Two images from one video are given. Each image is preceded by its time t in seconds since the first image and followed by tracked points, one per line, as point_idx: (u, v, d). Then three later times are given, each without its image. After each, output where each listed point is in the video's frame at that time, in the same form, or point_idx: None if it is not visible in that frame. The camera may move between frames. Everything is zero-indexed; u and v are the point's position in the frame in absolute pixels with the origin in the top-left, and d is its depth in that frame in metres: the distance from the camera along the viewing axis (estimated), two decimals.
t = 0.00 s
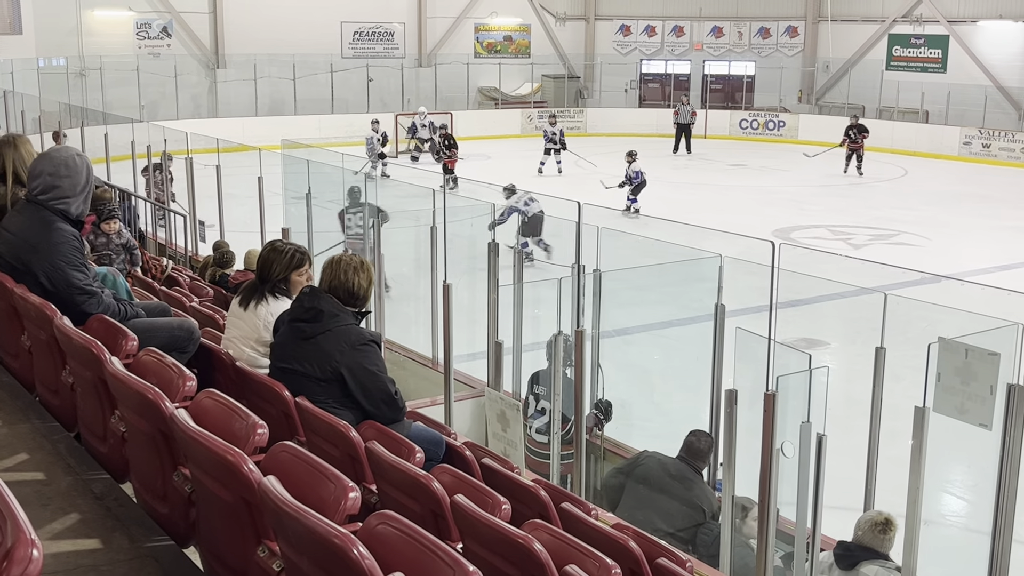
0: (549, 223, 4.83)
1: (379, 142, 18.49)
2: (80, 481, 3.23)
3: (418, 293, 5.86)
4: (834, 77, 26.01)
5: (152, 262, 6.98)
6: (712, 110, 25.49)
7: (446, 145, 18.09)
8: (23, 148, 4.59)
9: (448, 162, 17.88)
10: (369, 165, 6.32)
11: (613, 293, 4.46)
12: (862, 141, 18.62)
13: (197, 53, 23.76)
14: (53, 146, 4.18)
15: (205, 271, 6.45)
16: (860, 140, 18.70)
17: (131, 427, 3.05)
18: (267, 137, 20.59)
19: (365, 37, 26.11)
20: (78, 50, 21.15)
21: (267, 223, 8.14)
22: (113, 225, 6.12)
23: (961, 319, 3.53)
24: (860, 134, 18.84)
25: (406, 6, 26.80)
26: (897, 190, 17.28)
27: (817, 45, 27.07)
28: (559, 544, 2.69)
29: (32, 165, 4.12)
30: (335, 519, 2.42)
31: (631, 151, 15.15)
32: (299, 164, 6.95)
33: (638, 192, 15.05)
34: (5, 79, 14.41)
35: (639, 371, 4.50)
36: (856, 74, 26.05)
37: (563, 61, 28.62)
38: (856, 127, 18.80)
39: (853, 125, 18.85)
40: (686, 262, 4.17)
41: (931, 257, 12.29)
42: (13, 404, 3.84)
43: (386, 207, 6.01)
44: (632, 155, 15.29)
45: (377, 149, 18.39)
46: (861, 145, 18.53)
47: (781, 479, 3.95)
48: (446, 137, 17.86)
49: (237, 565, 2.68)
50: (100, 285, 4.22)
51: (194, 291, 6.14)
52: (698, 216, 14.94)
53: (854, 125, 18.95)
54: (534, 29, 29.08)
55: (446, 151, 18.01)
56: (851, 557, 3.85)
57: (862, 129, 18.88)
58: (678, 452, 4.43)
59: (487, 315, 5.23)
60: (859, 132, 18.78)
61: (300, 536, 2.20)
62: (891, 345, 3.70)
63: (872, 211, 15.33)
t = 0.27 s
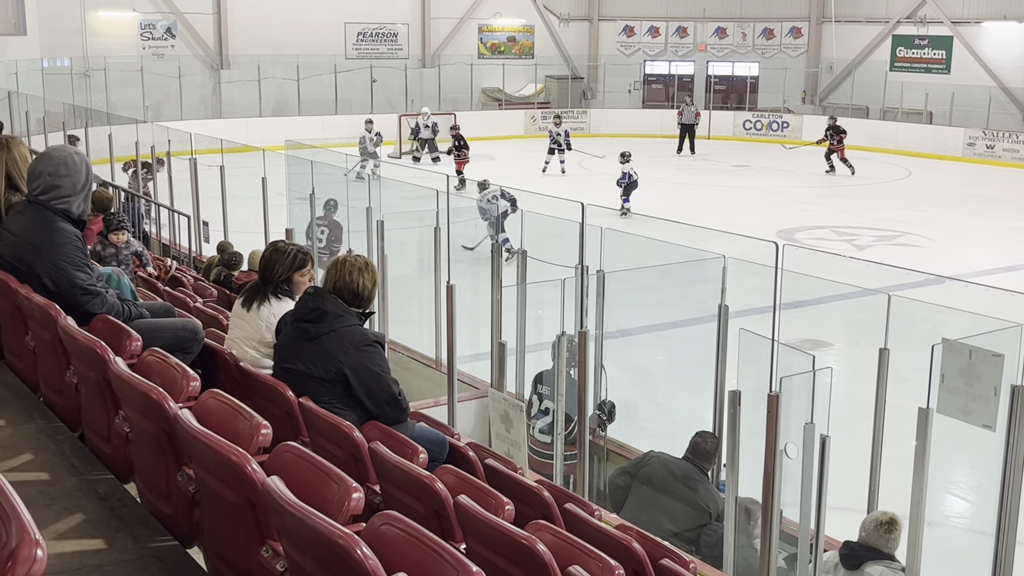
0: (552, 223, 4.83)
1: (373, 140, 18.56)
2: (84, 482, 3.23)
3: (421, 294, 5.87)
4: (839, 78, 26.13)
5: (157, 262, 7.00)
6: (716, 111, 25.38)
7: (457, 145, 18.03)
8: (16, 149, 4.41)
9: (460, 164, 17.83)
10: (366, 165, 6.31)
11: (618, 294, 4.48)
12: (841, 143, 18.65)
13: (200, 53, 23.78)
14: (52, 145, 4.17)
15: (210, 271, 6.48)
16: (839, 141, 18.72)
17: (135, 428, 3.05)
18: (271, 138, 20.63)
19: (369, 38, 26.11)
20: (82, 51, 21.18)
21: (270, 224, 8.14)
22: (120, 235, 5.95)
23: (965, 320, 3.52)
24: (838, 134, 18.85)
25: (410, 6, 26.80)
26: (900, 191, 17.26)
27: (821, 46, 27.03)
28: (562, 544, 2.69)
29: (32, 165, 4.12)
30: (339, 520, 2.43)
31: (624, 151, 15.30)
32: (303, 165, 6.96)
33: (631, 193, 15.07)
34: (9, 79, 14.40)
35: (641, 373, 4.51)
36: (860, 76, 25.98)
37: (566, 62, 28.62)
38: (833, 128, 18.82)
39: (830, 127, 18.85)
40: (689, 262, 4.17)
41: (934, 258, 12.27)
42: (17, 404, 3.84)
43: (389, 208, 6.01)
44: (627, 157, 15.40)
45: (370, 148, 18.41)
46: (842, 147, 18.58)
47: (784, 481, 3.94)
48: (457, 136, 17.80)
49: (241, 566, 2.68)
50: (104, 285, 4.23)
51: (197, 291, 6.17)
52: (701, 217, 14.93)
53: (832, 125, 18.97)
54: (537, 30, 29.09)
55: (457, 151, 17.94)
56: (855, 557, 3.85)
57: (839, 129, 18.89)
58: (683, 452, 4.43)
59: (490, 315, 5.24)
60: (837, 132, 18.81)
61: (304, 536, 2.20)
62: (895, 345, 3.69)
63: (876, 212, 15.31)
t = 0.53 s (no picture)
0: (559, 225, 4.82)
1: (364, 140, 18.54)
2: (90, 481, 3.24)
3: (427, 294, 5.88)
4: (844, 79, 25.93)
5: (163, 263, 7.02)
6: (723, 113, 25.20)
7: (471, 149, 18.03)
8: (20, 150, 4.41)
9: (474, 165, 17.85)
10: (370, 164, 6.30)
11: (622, 295, 4.46)
12: (820, 142, 18.79)
13: (206, 54, 23.82)
14: (53, 144, 4.17)
15: (217, 270, 6.50)
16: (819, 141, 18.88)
17: (141, 427, 3.05)
18: (277, 139, 20.67)
19: (375, 39, 26.12)
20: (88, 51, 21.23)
21: (276, 225, 8.15)
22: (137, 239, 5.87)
23: (971, 322, 3.50)
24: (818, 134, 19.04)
25: (416, 7, 26.81)
26: (906, 192, 17.25)
27: (827, 47, 27.03)
28: (567, 545, 2.68)
29: (33, 165, 4.12)
30: (344, 520, 2.43)
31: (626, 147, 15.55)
32: (309, 166, 6.96)
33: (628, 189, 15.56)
34: (17, 80, 14.42)
35: (648, 374, 4.52)
36: (866, 76, 25.76)
37: (572, 62, 28.64)
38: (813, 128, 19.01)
39: (809, 127, 19.05)
40: (693, 264, 4.16)
41: (941, 259, 12.26)
42: (24, 403, 3.86)
43: (394, 209, 6.00)
44: (627, 153, 15.67)
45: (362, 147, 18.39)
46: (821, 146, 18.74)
47: (790, 482, 3.95)
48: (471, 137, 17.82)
49: (246, 566, 2.68)
50: (109, 285, 4.24)
51: (203, 291, 6.18)
52: (707, 218, 14.92)
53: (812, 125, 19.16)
54: (543, 31, 29.12)
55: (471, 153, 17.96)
56: (861, 557, 3.86)
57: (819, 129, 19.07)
58: (689, 451, 4.43)
59: (496, 316, 5.24)
60: (817, 132, 19.00)
61: (311, 537, 2.20)
62: (902, 347, 3.69)
63: (882, 213, 15.29)
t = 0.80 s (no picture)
0: (566, 226, 4.81)
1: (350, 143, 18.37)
2: (96, 481, 3.25)
3: (432, 295, 5.88)
4: (851, 79, 25.84)
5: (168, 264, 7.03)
6: (727, 113, 25.43)
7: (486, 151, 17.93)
8: (28, 152, 4.48)
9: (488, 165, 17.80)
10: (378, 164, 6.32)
11: (628, 296, 4.46)
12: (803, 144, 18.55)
13: (213, 55, 23.87)
14: (58, 145, 4.19)
15: (223, 271, 6.50)
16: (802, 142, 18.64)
17: (148, 428, 3.06)
18: (283, 140, 20.70)
19: (380, 40, 26.14)
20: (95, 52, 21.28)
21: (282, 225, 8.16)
22: (161, 247, 5.91)
23: (978, 323, 3.53)
24: (802, 135, 18.76)
25: (422, 8, 26.82)
26: (912, 193, 17.22)
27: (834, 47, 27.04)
28: (572, 546, 2.68)
29: (37, 166, 4.13)
30: (350, 520, 2.43)
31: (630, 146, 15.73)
32: (315, 167, 6.97)
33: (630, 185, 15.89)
34: (24, 80, 14.42)
35: (653, 375, 4.51)
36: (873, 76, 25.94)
37: (578, 63, 28.64)
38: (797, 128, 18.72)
39: (795, 127, 18.75)
40: (700, 265, 4.17)
41: (947, 260, 12.23)
42: (30, 404, 3.86)
43: (400, 209, 6.00)
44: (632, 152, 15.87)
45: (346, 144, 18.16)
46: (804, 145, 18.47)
47: (796, 483, 3.93)
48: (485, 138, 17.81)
49: (252, 566, 2.68)
50: (115, 285, 4.25)
51: (209, 292, 6.19)
52: (713, 219, 14.90)
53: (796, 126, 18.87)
54: (549, 32, 29.11)
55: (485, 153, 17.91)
56: (868, 557, 3.84)
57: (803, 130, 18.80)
58: (694, 453, 4.42)
59: (502, 318, 5.25)
60: (802, 133, 18.74)
61: (316, 538, 2.20)
62: (908, 348, 3.64)
63: (888, 214, 15.27)
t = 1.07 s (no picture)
0: (574, 227, 4.82)
1: (336, 144, 18.14)
2: (103, 481, 3.25)
3: (440, 296, 5.89)
4: (858, 81, 25.80)
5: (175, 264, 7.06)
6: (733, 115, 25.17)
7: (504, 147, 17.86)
8: (40, 153, 4.46)
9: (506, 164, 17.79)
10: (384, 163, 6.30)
11: (635, 297, 4.48)
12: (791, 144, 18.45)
13: (221, 56, 23.92)
14: (65, 145, 4.18)
15: (229, 272, 6.51)
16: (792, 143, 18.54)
17: (155, 428, 3.06)
18: (290, 140, 20.72)
19: (388, 40, 26.18)
20: (103, 53, 21.32)
21: (290, 226, 8.17)
22: (186, 261, 5.58)
23: (987, 325, 3.49)
24: (793, 137, 18.65)
25: (429, 9, 26.84)
26: (919, 194, 17.18)
27: (841, 49, 26.96)
28: (579, 547, 2.68)
29: (44, 166, 4.13)
30: (356, 521, 2.43)
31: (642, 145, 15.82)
32: (322, 167, 6.97)
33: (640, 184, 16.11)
34: (32, 80, 14.45)
35: (659, 376, 4.50)
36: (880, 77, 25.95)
37: (585, 64, 28.65)
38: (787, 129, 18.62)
39: (787, 128, 18.68)
40: (707, 266, 4.16)
41: (955, 262, 12.20)
42: (37, 404, 3.88)
43: (406, 209, 5.99)
44: (644, 150, 15.97)
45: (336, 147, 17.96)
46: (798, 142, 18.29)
47: (803, 485, 3.92)
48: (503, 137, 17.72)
49: (259, 566, 2.68)
50: (123, 285, 4.25)
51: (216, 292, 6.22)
52: (720, 220, 14.88)
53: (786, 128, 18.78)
54: (556, 33, 29.12)
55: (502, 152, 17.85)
56: (875, 558, 3.87)
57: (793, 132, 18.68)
58: (700, 455, 4.40)
59: (509, 319, 5.26)
60: (792, 135, 18.64)
61: (322, 538, 2.21)
62: (914, 351, 3.67)
63: (895, 215, 15.24)
